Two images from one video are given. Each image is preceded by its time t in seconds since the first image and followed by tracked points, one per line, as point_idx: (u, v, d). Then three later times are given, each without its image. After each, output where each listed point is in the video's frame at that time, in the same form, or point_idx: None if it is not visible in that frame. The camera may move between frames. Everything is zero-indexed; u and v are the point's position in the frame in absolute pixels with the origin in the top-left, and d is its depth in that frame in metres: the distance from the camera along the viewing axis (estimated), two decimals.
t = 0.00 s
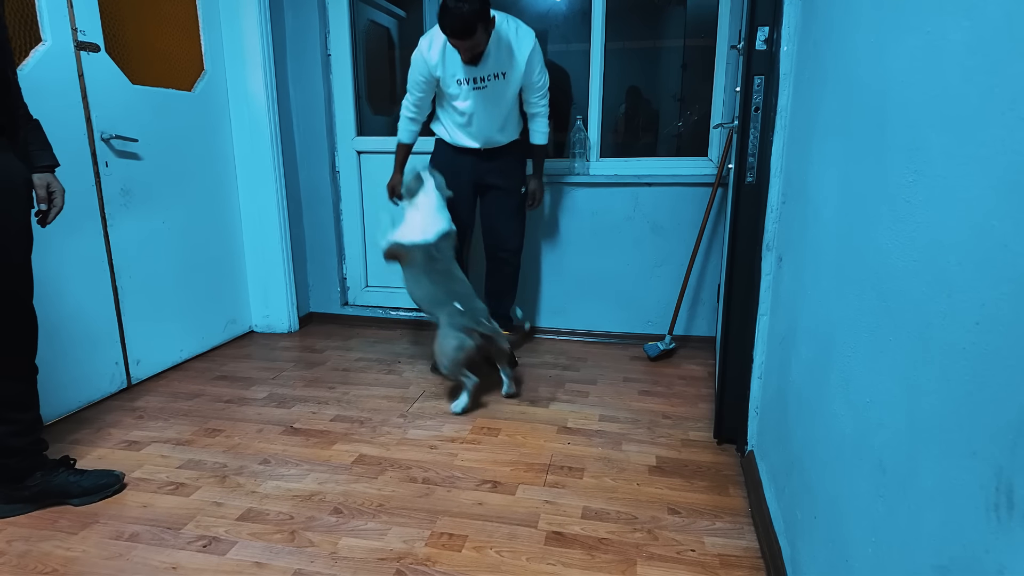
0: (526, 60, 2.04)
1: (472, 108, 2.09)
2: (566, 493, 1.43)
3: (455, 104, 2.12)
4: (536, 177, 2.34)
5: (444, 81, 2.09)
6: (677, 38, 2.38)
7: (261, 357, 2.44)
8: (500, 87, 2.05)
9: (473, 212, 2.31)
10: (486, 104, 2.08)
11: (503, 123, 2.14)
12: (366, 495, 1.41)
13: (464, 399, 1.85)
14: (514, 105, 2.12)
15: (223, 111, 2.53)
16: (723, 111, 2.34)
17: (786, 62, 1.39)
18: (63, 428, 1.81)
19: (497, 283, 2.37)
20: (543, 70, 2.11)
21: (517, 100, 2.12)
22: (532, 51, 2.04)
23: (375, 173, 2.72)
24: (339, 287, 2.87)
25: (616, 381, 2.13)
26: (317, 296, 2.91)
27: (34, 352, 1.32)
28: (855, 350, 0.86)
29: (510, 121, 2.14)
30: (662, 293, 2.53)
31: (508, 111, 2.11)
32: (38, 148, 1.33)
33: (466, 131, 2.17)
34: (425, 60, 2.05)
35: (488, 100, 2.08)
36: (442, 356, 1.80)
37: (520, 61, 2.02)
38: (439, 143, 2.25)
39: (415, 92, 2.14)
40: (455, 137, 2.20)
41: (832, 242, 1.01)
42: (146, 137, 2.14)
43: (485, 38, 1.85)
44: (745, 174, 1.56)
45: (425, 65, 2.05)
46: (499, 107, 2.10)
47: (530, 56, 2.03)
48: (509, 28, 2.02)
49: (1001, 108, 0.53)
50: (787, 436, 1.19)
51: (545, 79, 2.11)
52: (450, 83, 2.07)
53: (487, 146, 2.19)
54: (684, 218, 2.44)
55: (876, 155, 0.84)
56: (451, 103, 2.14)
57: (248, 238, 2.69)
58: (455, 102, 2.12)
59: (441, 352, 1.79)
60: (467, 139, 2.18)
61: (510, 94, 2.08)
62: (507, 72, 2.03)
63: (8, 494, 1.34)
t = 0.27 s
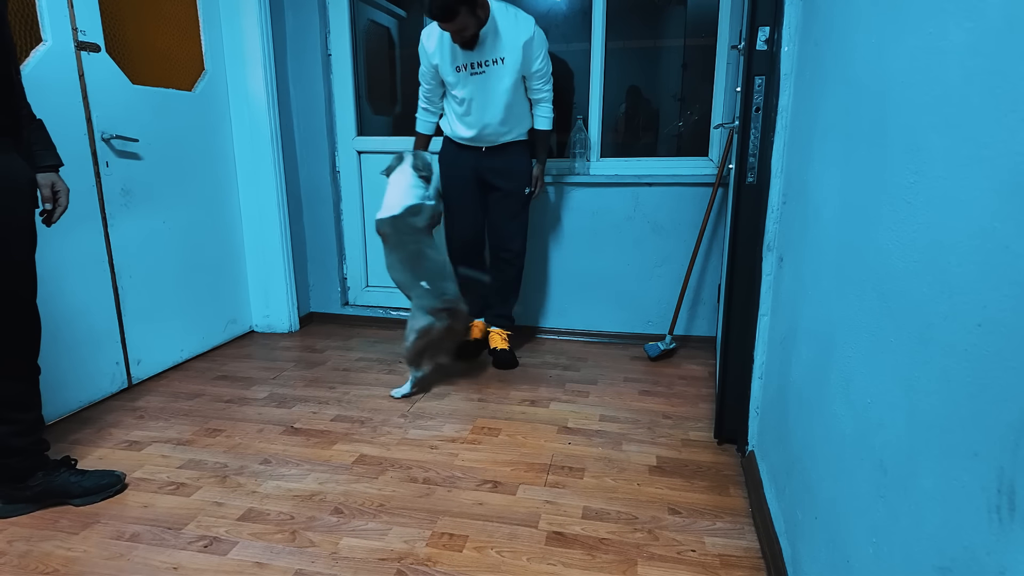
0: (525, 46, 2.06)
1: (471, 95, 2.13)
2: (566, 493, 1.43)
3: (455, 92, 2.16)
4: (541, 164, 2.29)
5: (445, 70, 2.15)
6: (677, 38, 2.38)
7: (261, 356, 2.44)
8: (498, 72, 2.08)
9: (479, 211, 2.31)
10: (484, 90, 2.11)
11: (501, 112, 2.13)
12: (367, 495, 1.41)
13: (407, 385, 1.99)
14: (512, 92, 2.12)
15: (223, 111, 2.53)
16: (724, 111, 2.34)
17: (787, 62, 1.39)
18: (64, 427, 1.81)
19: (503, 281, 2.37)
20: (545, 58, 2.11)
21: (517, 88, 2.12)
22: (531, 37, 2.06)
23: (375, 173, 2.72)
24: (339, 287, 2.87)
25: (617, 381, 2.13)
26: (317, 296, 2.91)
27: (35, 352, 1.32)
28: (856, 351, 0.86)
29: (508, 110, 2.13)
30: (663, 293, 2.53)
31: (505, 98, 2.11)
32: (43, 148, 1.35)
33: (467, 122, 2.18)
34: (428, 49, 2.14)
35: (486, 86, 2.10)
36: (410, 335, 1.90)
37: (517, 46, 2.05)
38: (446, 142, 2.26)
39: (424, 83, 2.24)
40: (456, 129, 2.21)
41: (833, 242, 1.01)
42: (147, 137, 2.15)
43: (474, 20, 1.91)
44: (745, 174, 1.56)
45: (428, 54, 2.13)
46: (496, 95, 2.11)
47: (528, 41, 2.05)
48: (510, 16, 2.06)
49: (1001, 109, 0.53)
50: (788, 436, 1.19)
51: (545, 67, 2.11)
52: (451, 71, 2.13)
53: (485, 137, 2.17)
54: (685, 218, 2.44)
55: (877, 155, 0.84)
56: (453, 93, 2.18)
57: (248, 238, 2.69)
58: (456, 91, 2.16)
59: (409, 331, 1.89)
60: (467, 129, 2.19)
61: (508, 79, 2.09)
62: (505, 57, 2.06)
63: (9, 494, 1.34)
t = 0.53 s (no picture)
0: (514, 44, 2.04)
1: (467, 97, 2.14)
2: (568, 494, 1.43)
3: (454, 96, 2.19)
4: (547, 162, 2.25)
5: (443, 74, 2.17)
6: (678, 37, 2.38)
7: (262, 356, 2.44)
8: (489, 72, 2.08)
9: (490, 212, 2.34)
10: (478, 91, 2.11)
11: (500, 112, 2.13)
12: (368, 496, 1.41)
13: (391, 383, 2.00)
14: (507, 92, 2.11)
15: (224, 112, 2.53)
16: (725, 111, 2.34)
17: (788, 63, 1.39)
18: (66, 427, 1.81)
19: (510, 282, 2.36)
20: (538, 55, 2.08)
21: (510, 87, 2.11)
22: (520, 34, 2.03)
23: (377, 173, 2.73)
24: (341, 287, 2.88)
25: (618, 381, 2.14)
26: (318, 296, 2.91)
27: (39, 352, 1.32)
28: (858, 352, 0.86)
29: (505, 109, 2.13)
30: (664, 293, 2.53)
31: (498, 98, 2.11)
32: (48, 148, 1.33)
33: (468, 124, 2.20)
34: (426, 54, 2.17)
35: (479, 87, 2.11)
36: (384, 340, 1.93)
37: (505, 44, 2.03)
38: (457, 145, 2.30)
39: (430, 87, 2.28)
40: (461, 132, 2.26)
41: (834, 243, 1.01)
42: (149, 138, 2.15)
43: (451, 20, 1.90)
44: (747, 175, 1.56)
45: (428, 62, 2.18)
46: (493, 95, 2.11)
47: (516, 39, 2.03)
48: (500, 15, 2.05)
49: (1004, 112, 0.53)
50: (790, 437, 1.19)
51: (539, 63, 2.08)
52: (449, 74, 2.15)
53: (485, 138, 2.19)
54: (686, 218, 2.44)
55: (879, 157, 0.84)
56: (454, 97, 2.21)
57: (250, 238, 2.69)
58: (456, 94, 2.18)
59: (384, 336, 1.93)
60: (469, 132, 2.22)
61: (499, 79, 2.08)
62: (494, 56, 2.05)
63: (12, 495, 1.34)
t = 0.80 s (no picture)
0: (507, 48, 2.05)
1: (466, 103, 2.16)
2: (570, 496, 1.43)
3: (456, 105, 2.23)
4: (555, 164, 2.19)
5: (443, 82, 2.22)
6: (679, 38, 2.38)
7: (264, 358, 2.45)
8: (484, 77, 2.09)
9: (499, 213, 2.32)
10: (474, 96, 2.13)
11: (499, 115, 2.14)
12: (371, 498, 1.42)
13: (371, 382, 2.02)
14: (504, 95, 2.12)
15: (226, 113, 2.53)
16: (726, 112, 2.34)
17: (790, 65, 1.40)
18: (69, 429, 1.81)
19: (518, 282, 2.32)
20: (534, 56, 2.06)
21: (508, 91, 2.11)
22: (512, 37, 2.04)
23: (378, 174, 2.73)
24: (342, 288, 2.88)
25: (620, 382, 2.14)
26: (320, 297, 2.91)
27: (44, 353, 1.32)
28: (862, 356, 0.86)
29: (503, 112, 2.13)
30: (665, 294, 2.53)
31: (495, 102, 2.12)
32: (55, 151, 1.34)
33: (473, 131, 2.23)
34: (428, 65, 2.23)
35: (477, 92, 2.12)
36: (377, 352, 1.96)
37: (497, 48, 2.05)
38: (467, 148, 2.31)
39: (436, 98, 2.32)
40: (468, 140, 2.28)
41: (837, 246, 1.01)
42: (150, 139, 2.15)
43: (434, 29, 1.97)
44: (748, 177, 1.56)
45: (431, 74, 2.24)
46: (489, 99, 2.12)
47: (509, 42, 2.04)
48: (493, 20, 2.07)
49: (1009, 119, 0.53)
50: (792, 440, 1.19)
51: (535, 64, 2.06)
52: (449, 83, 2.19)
53: (489, 142, 2.20)
54: (687, 219, 2.44)
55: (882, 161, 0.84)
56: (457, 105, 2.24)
57: (251, 239, 2.68)
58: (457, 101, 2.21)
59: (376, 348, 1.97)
60: (474, 139, 2.24)
61: (495, 83, 2.10)
62: (488, 61, 2.07)
63: (15, 497, 1.34)
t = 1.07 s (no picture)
0: (507, 49, 2.02)
1: (473, 105, 2.17)
2: (572, 497, 1.43)
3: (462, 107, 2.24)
4: (560, 166, 2.10)
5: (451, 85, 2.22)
6: (680, 38, 2.38)
7: (265, 358, 2.45)
8: (485, 78, 2.09)
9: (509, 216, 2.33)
10: (478, 98, 2.13)
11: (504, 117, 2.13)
12: (373, 499, 1.42)
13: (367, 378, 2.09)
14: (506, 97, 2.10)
15: (227, 113, 2.53)
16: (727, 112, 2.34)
17: (792, 66, 1.40)
18: (72, 429, 1.82)
19: (536, 287, 2.22)
20: (535, 56, 2.01)
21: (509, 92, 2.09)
22: (511, 38, 2.01)
23: (379, 174, 2.73)
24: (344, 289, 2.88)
25: (621, 383, 2.14)
26: (321, 297, 2.91)
27: (49, 354, 1.33)
28: (864, 359, 0.87)
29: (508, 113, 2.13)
30: (666, 295, 2.53)
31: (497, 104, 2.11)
32: (61, 152, 1.34)
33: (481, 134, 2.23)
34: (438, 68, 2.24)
35: (480, 94, 2.12)
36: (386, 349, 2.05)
37: (496, 50, 2.03)
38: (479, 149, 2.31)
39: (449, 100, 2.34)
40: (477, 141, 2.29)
41: (840, 248, 1.01)
42: (152, 140, 2.15)
43: (434, 32, 1.96)
44: (750, 178, 1.57)
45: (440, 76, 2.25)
46: (493, 100, 2.11)
47: (508, 43, 2.01)
48: (493, 21, 2.04)
49: (1012, 124, 0.53)
50: (794, 442, 1.19)
51: (535, 64, 2.01)
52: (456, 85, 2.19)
53: (496, 144, 2.20)
54: (687, 219, 2.44)
55: (885, 164, 0.84)
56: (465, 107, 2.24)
57: (252, 239, 2.68)
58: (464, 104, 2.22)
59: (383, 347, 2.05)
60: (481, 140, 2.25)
61: (496, 84, 2.08)
62: (488, 63, 2.06)
63: (18, 498, 1.35)
